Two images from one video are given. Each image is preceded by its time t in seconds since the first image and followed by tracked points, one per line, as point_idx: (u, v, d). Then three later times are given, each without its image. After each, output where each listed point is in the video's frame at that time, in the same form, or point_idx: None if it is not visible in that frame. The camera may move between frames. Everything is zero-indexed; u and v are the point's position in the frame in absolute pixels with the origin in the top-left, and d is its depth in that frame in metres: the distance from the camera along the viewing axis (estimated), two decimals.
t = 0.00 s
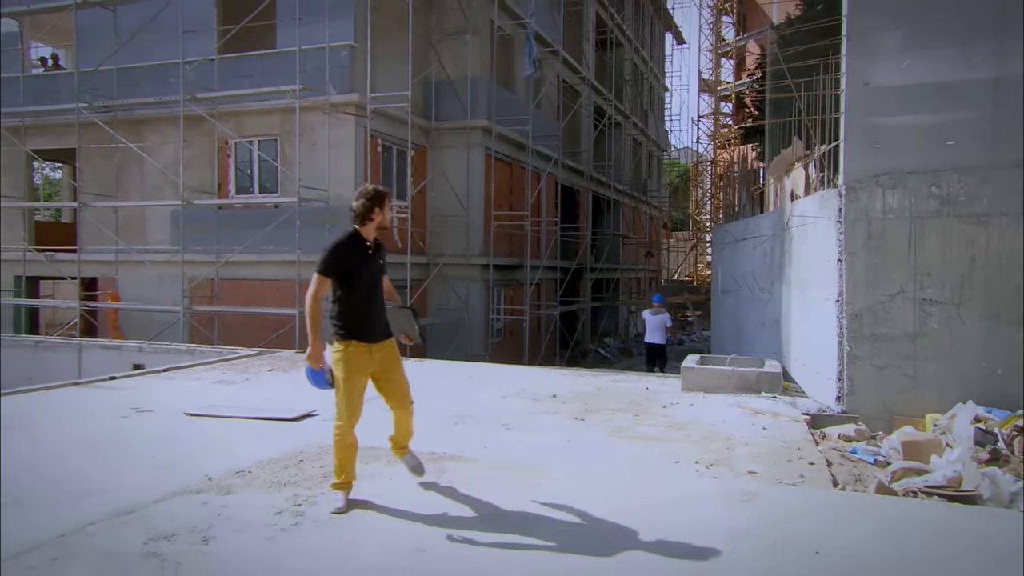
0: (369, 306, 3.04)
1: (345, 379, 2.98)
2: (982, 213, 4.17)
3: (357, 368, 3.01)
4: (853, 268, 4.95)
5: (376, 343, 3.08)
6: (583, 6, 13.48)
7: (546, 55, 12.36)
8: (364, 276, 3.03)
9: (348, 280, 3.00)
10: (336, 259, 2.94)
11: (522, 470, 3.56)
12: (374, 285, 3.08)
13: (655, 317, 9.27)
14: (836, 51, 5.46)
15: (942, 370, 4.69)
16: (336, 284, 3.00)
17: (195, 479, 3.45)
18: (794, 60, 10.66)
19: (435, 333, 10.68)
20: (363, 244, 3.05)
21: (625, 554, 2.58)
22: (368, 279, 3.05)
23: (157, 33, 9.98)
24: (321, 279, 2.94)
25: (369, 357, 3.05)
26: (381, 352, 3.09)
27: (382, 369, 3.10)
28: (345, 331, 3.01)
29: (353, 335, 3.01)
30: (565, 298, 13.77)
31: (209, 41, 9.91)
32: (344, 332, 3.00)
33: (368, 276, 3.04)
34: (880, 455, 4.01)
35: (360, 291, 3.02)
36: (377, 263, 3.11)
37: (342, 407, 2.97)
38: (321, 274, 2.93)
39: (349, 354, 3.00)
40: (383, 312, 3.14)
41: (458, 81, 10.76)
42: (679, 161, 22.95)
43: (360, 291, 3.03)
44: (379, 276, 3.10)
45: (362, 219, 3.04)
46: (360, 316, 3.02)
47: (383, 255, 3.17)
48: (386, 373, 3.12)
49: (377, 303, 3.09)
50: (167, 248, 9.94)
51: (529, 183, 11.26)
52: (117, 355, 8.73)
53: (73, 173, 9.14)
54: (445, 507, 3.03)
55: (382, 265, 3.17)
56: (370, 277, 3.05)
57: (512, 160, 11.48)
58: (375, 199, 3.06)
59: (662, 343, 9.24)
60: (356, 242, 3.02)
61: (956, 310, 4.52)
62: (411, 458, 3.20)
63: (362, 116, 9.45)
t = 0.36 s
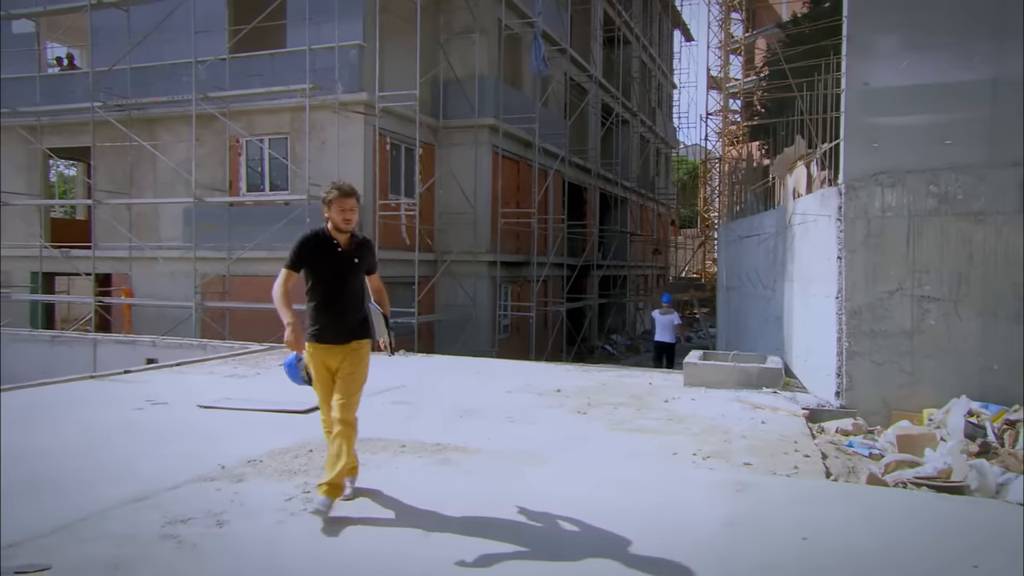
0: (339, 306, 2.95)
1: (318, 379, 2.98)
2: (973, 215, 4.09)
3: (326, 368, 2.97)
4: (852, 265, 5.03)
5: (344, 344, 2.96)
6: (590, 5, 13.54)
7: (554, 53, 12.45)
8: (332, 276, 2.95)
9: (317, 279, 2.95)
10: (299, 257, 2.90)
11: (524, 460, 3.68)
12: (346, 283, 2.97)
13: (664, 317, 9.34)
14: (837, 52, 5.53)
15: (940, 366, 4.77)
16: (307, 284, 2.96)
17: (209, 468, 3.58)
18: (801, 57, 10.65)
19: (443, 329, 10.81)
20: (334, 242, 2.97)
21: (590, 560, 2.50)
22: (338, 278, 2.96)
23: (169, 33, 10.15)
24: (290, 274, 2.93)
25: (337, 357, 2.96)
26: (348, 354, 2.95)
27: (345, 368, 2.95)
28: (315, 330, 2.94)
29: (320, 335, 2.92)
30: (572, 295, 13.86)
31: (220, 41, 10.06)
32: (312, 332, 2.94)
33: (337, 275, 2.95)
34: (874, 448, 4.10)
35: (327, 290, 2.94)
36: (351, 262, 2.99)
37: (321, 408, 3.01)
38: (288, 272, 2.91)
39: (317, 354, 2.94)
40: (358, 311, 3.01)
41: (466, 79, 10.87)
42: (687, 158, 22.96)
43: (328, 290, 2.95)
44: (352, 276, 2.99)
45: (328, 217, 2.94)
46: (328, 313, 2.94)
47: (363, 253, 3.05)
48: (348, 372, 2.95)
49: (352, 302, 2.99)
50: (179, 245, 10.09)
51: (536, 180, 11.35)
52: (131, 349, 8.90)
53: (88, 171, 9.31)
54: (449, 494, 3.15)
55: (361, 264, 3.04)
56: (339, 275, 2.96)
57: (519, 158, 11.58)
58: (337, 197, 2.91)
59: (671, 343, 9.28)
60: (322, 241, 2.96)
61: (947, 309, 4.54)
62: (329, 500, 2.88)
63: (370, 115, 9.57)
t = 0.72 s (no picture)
0: (322, 307, 2.78)
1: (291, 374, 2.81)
2: (993, 212, 4.42)
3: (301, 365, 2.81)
4: (866, 263, 5.05)
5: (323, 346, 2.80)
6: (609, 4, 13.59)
7: (572, 53, 12.55)
8: (313, 276, 2.79)
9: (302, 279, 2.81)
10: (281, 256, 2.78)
11: (538, 454, 3.80)
12: (329, 284, 2.79)
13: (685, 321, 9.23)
14: (851, 53, 5.57)
15: (952, 365, 4.80)
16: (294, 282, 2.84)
17: (236, 457, 3.75)
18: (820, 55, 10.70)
19: (462, 327, 10.97)
20: (320, 240, 2.79)
21: (594, 560, 2.47)
22: (322, 278, 2.78)
23: (196, 37, 10.40)
24: (278, 271, 2.84)
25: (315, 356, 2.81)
26: (329, 357, 2.81)
27: (330, 371, 2.82)
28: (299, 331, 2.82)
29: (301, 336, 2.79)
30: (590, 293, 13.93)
31: (245, 44, 10.28)
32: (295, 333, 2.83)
33: (319, 275, 2.78)
34: (884, 444, 4.16)
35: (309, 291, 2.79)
36: (335, 260, 2.78)
37: (285, 401, 2.80)
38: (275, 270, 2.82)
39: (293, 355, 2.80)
40: (344, 310, 2.82)
41: (485, 80, 11.00)
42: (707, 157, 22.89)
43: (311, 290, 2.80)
44: (337, 276, 2.79)
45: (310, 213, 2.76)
46: (310, 315, 2.79)
47: (353, 251, 2.82)
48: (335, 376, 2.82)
49: (335, 304, 2.80)
50: (204, 243, 10.31)
51: (554, 180, 11.45)
52: (159, 345, 9.16)
53: (117, 171, 9.59)
54: (465, 484, 3.28)
55: (351, 262, 2.83)
56: (322, 273, 2.78)
57: (537, 158, 11.68)
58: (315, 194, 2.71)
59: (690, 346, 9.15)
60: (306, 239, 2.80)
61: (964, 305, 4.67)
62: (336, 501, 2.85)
63: (391, 115, 9.72)
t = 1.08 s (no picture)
0: (310, 313, 2.64)
1: (286, 381, 2.61)
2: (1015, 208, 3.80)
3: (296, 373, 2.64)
4: (891, 262, 5.08)
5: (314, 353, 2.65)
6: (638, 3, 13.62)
7: (601, 53, 12.60)
8: (296, 281, 2.65)
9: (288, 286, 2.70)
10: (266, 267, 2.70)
11: (564, 447, 3.93)
12: (313, 288, 2.65)
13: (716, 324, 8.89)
14: (878, 52, 5.58)
15: (980, 363, 4.69)
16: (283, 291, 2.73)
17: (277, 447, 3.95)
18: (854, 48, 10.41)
19: (491, 324, 11.13)
20: (300, 244, 2.66)
21: (613, 545, 2.60)
22: (307, 282, 2.64)
23: (233, 42, 10.71)
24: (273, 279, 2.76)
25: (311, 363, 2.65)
26: (325, 362, 2.66)
27: (330, 379, 2.67)
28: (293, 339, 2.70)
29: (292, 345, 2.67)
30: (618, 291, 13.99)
31: (281, 48, 10.56)
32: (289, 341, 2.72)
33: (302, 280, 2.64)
34: (908, 441, 4.20)
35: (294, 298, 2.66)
36: (318, 263, 2.63)
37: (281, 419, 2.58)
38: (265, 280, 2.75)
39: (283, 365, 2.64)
40: (331, 316, 2.65)
41: (513, 80, 11.12)
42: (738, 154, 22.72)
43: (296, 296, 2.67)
44: (320, 278, 2.63)
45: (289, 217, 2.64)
46: (299, 321, 2.66)
47: (335, 250, 2.65)
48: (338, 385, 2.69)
49: (321, 309, 2.65)
50: (241, 243, 10.56)
51: (582, 179, 11.52)
52: (198, 341, 9.48)
53: (158, 173, 9.94)
54: (494, 475, 3.43)
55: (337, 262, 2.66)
56: (307, 278, 2.64)
57: (565, 157, 11.77)
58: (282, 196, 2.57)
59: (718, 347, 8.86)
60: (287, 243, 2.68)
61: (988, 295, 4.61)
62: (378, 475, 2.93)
63: (421, 116, 9.89)
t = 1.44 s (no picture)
0: (326, 308, 2.40)
1: (306, 385, 2.45)
2: None
3: (314, 376, 2.44)
4: (922, 258, 5.05)
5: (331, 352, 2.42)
6: None
7: (631, 49, 12.61)
8: (312, 273, 2.40)
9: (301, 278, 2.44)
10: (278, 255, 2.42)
11: (593, 439, 4.04)
12: (331, 280, 2.40)
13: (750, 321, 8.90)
14: (909, 47, 5.56)
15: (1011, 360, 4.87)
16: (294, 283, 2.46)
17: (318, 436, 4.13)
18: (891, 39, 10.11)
19: (521, 319, 11.28)
20: (319, 232, 2.40)
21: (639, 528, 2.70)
22: (325, 274, 2.40)
23: (271, 44, 10.99)
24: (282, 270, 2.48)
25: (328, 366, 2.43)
26: (344, 363, 2.42)
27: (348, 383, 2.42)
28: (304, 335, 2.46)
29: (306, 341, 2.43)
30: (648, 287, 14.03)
31: (316, 49, 10.80)
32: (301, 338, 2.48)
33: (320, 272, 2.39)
34: (936, 436, 4.23)
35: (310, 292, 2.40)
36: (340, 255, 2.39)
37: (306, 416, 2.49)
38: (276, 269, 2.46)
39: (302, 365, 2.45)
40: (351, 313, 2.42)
41: (543, 77, 11.22)
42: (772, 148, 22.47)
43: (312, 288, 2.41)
44: (341, 272, 2.40)
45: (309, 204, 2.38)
46: (313, 315, 2.42)
47: (356, 240, 2.41)
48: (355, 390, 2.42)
49: (340, 306, 2.41)
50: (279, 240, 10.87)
51: (612, 175, 11.58)
52: (238, 335, 9.80)
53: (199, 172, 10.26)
54: (525, 465, 3.56)
55: (357, 254, 2.42)
56: (327, 271, 2.40)
57: (596, 153, 11.82)
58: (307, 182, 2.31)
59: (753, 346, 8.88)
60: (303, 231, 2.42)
61: None
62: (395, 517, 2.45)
63: (453, 115, 10.05)
